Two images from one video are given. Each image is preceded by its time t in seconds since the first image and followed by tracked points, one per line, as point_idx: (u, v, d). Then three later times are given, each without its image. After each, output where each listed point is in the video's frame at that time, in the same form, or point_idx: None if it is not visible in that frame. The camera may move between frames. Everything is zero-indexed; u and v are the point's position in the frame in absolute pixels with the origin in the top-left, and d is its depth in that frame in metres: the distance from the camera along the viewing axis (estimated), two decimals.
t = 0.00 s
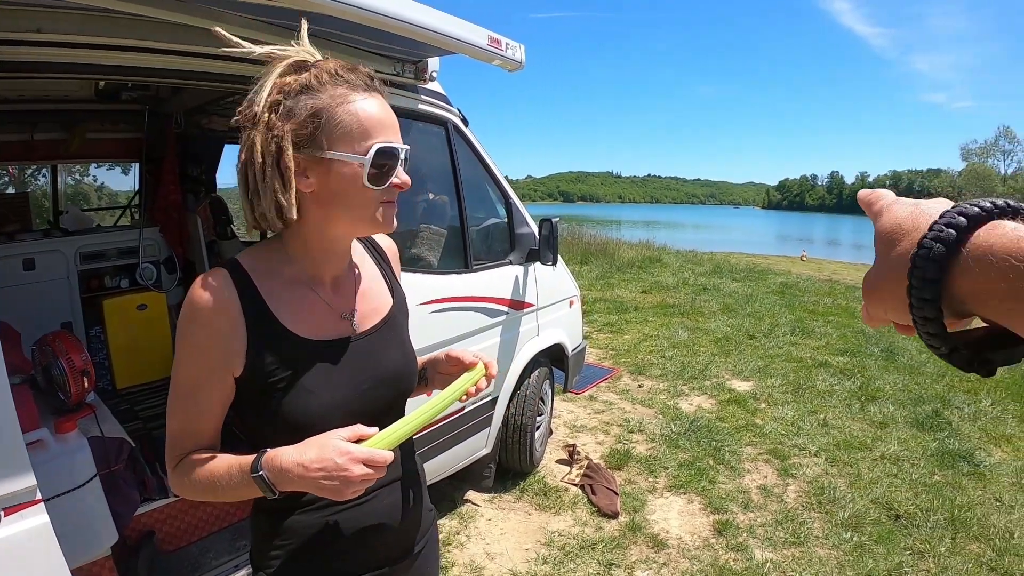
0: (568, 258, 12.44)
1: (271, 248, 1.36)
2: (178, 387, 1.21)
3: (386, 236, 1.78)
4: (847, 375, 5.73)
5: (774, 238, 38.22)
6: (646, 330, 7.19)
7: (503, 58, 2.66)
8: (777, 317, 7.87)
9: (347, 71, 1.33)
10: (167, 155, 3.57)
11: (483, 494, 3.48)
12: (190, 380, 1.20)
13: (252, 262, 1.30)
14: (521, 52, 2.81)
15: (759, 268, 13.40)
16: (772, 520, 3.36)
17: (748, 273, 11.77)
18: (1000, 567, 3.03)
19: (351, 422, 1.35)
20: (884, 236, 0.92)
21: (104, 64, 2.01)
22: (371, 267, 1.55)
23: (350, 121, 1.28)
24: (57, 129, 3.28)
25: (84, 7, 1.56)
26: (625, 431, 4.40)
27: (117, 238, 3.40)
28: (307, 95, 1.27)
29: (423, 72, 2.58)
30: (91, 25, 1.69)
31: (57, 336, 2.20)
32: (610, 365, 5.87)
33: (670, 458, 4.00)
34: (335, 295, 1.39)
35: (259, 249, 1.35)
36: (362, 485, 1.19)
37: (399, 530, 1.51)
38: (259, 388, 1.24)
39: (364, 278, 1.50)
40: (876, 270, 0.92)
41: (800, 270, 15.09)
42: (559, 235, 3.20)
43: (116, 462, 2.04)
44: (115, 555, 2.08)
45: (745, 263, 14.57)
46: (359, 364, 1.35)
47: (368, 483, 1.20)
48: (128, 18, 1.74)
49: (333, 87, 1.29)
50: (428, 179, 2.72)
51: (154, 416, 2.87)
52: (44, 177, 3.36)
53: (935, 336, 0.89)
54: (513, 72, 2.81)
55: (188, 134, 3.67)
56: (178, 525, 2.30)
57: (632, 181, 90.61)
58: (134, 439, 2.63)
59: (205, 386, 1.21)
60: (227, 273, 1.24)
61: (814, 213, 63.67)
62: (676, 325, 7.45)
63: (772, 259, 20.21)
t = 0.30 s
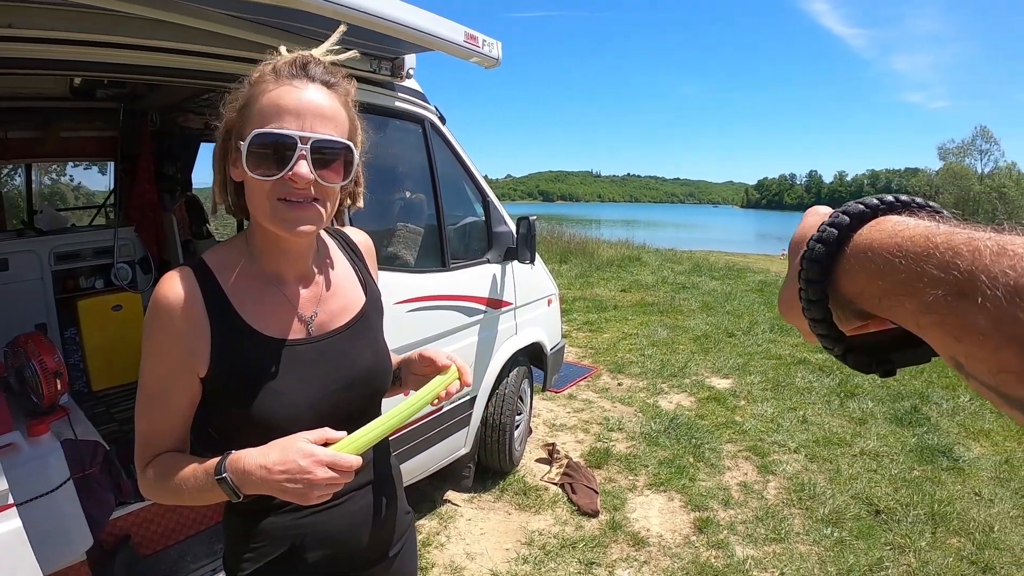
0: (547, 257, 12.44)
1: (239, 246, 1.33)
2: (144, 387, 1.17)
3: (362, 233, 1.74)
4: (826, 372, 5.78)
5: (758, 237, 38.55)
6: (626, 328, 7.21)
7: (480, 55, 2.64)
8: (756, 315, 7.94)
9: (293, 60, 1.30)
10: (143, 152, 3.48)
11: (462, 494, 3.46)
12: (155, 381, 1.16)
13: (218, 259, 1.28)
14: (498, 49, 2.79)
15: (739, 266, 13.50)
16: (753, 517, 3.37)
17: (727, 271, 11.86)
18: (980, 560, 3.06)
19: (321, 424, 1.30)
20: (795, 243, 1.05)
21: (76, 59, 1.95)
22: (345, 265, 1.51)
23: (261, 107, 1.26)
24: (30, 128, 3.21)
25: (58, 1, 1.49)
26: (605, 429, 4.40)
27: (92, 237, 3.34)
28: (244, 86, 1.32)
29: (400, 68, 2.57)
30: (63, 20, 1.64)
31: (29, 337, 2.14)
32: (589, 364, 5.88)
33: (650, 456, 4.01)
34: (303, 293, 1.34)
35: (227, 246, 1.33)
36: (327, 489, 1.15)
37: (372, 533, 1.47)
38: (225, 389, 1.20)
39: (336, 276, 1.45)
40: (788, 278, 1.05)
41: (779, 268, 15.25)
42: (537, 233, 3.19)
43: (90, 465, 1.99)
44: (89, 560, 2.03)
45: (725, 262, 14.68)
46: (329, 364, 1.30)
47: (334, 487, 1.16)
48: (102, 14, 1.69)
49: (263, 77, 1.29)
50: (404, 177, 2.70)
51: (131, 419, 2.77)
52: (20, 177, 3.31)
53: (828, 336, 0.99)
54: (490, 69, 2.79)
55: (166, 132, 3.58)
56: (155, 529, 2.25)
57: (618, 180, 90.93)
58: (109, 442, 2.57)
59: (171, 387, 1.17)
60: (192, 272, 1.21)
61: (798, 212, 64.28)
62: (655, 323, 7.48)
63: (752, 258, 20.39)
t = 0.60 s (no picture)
0: (539, 255, 12.43)
1: (222, 252, 1.30)
2: (131, 402, 1.15)
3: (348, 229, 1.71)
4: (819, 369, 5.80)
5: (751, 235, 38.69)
6: (618, 326, 7.21)
7: (473, 51, 2.63)
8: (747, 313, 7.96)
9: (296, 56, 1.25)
10: (133, 151, 3.37)
11: (456, 494, 3.44)
12: (145, 392, 1.14)
13: (202, 266, 1.25)
14: (491, 46, 2.78)
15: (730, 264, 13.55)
16: (747, 514, 3.37)
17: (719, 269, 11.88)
18: (975, 556, 3.07)
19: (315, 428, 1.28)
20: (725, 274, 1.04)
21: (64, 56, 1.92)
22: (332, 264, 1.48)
23: (302, 111, 1.21)
24: (19, 127, 3.18)
25: None
26: (598, 428, 4.40)
27: (81, 237, 3.28)
28: (253, 84, 1.18)
29: (391, 66, 2.58)
30: (50, 16, 1.61)
31: (18, 338, 2.10)
32: (582, 362, 5.87)
33: (644, 454, 4.00)
34: (291, 295, 1.32)
35: (211, 253, 1.29)
36: (327, 490, 1.13)
37: (370, 534, 1.44)
38: (215, 396, 1.18)
39: (323, 276, 1.42)
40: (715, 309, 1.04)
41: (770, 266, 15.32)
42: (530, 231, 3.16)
43: (80, 468, 1.93)
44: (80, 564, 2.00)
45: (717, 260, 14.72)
46: (318, 368, 1.27)
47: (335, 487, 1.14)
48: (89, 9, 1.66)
49: (281, 74, 1.21)
50: (396, 175, 2.68)
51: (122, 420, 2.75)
52: (8, 178, 3.28)
53: (753, 375, 0.98)
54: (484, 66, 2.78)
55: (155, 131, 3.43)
56: (147, 533, 2.21)
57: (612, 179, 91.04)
58: (100, 444, 2.53)
59: (161, 398, 1.14)
60: (175, 278, 1.18)
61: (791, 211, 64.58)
62: (647, 321, 7.48)
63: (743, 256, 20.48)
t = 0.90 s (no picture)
0: (536, 255, 12.45)
1: (208, 266, 1.22)
2: (124, 430, 1.09)
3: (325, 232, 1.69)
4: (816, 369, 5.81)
5: (749, 235, 38.74)
6: (615, 327, 7.22)
7: (471, 53, 2.62)
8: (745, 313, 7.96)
9: (309, 66, 1.20)
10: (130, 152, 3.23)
11: (455, 496, 3.45)
12: (142, 421, 1.08)
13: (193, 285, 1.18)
14: (488, 48, 2.78)
15: (727, 264, 13.56)
16: (746, 515, 3.38)
17: (717, 269, 11.89)
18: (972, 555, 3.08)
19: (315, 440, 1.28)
20: (738, 374, 1.04)
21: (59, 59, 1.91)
22: (314, 271, 1.46)
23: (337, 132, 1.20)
24: (16, 128, 3.19)
25: None
26: (596, 428, 4.40)
27: (76, 239, 3.25)
28: (293, 101, 1.11)
29: (389, 67, 2.59)
30: (48, 18, 1.60)
31: (15, 342, 2.08)
32: (579, 363, 5.88)
33: (642, 455, 4.01)
34: (285, 309, 1.29)
35: (197, 268, 1.22)
36: (335, 500, 1.11)
37: (373, 535, 1.45)
38: (216, 417, 1.15)
39: (310, 284, 1.40)
40: (729, 407, 1.05)
41: (768, 265, 15.32)
42: (529, 233, 3.21)
43: (80, 472, 1.94)
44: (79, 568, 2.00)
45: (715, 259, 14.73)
46: (313, 379, 1.26)
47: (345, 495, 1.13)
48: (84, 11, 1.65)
49: (311, 90, 1.16)
50: (394, 177, 2.67)
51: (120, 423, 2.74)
52: (3, 178, 3.34)
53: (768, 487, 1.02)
54: (481, 68, 2.78)
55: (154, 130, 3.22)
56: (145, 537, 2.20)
57: (610, 179, 91.08)
58: (98, 447, 2.52)
59: (160, 426, 1.09)
60: (165, 299, 1.11)
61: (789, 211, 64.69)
62: (644, 321, 7.49)
63: (740, 256, 20.49)
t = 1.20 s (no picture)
0: (534, 258, 12.45)
1: (196, 274, 1.21)
2: (113, 444, 1.08)
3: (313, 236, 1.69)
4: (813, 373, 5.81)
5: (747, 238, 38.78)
6: (613, 330, 7.22)
7: (470, 57, 2.63)
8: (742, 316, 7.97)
9: (306, 72, 1.20)
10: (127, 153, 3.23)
11: (451, 499, 3.44)
12: (134, 434, 1.07)
13: (183, 293, 1.17)
14: (488, 51, 2.78)
15: (725, 267, 13.58)
16: (742, 519, 3.37)
17: (714, 272, 11.90)
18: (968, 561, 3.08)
19: (310, 447, 1.28)
20: (742, 402, 1.08)
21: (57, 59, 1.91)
22: (305, 278, 1.46)
23: (331, 140, 1.20)
24: (15, 128, 3.19)
25: None
26: (593, 432, 4.40)
27: (74, 240, 3.22)
28: (288, 107, 1.11)
29: (388, 70, 2.56)
30: (46, 18, 1.60)
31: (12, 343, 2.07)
32: (577, 366, 5.88)
33: (639, 459, 4.00)
34: (276, 317, 1.28)
35: (184, 276, 1.20)
36: (335, 513, 1.11)
37: (369, 538, 1.45)
38: (212, 428, 1.14)
39: (300, 291, 1.40)
40: (734, 437, 1.08)
41: (766, 269, 15.34)
42: (525, 235, 3.17)
43: (75, 474, 1.94)
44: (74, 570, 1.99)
45: (713, 263, 14.75)
46: (306, 388, 1.26)
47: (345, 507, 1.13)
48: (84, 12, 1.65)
49: (307, 97, 1.16)
50: (392, 179, 2.67)
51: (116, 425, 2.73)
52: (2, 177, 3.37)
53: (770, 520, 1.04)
54: (480, 71, 2.78)
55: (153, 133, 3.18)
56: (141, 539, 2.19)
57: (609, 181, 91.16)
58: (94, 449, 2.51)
59: (153, 438, 1.08)
60: (155, 310, 1.10)
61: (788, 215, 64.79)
62: (642, 324, 7.50)
63: (738, 259, 20.51)
